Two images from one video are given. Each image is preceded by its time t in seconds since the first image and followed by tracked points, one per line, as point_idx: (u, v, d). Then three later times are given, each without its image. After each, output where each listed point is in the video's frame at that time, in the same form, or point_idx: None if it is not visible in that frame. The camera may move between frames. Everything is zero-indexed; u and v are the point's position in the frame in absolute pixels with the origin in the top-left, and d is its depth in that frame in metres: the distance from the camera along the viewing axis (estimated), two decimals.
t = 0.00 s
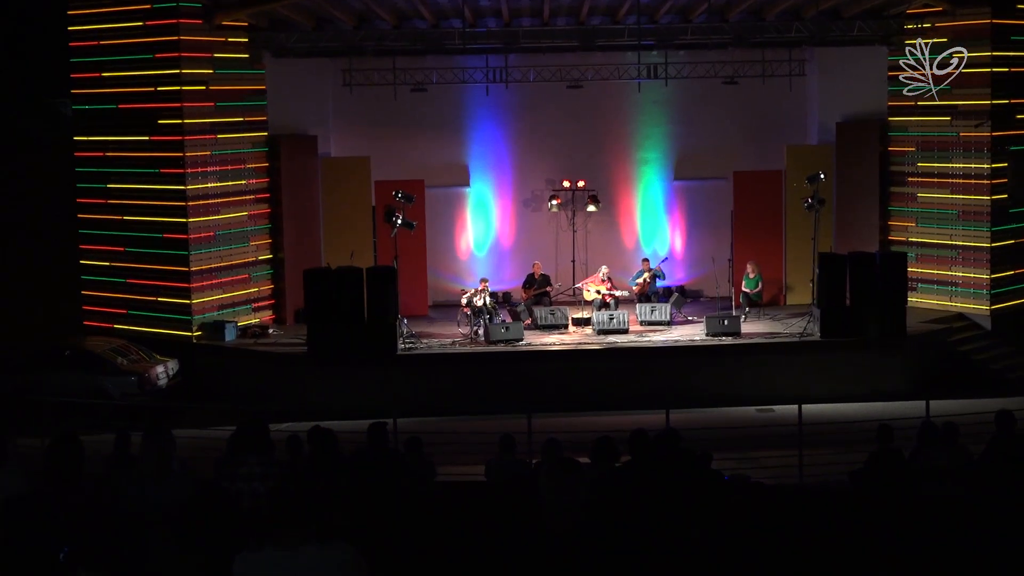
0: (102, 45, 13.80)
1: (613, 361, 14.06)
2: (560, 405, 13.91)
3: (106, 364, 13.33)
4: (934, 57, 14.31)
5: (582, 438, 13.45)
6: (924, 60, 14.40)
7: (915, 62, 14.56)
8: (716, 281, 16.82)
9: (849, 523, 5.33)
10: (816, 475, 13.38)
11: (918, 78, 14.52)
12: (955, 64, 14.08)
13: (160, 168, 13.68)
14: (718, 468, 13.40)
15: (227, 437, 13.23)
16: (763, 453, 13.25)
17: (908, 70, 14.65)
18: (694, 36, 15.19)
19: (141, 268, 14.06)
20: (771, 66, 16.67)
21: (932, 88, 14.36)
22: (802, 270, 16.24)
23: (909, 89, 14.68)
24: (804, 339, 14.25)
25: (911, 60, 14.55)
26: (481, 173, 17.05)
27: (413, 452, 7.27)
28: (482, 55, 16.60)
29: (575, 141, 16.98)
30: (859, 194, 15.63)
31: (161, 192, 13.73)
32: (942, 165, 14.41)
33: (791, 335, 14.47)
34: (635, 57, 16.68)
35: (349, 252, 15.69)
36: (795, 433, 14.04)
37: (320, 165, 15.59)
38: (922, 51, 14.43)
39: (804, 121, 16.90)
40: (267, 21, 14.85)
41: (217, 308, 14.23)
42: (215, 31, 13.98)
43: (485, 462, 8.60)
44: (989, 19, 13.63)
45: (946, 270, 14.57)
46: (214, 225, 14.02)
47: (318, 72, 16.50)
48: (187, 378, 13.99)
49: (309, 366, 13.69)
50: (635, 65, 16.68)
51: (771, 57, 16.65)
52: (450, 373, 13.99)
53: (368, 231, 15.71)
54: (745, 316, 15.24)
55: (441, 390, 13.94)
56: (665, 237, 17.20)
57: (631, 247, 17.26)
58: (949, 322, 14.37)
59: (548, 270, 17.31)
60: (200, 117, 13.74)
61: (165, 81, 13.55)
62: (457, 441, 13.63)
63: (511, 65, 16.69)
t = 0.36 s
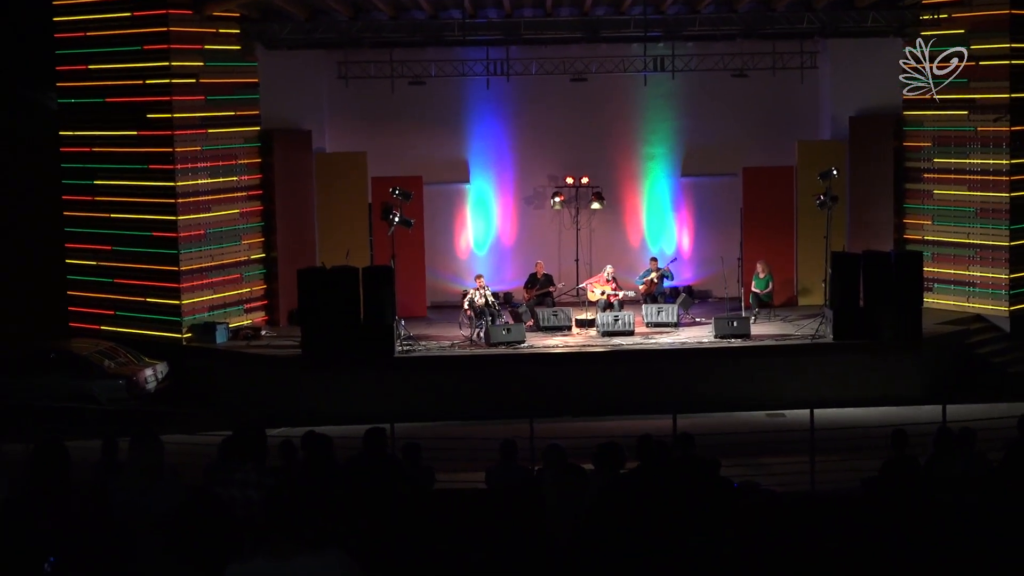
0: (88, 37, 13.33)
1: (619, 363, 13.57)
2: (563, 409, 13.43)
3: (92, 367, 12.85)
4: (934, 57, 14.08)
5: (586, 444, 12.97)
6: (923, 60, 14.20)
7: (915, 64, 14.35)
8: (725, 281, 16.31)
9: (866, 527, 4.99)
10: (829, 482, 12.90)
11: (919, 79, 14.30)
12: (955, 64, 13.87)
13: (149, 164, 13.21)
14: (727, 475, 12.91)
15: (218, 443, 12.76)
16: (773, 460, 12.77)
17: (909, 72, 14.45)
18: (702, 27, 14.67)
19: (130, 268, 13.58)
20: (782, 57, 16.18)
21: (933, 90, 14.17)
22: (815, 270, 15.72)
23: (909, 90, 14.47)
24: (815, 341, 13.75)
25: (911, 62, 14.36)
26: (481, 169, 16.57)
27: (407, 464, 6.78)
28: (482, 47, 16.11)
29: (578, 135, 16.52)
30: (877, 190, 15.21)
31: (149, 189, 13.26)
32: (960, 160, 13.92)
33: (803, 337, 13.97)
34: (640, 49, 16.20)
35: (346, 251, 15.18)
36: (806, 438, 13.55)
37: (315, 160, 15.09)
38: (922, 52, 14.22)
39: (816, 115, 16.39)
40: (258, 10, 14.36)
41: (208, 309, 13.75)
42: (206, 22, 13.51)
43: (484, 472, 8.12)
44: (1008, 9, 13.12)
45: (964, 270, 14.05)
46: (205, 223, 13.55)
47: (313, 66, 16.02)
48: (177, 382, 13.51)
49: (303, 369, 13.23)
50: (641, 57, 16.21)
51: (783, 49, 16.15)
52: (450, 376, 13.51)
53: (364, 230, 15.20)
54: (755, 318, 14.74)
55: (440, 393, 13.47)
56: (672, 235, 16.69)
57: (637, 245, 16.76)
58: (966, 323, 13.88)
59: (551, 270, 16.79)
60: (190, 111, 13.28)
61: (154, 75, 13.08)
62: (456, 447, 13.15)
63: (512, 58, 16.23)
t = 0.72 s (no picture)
0: (73, 28, 12.86)
1: (622, 367, 13.08)
2: (566, 414, 12.94)
3: (76, 370, 12.38)
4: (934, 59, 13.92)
5: (590, 449, 12.49)
6: (923, 60, 14.03)
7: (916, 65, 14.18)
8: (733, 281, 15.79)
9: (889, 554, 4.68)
10: (842, 489, 12.41)
11: (919, 79, 14.11)
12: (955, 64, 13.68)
13: (135, 160, 12.73)
14: (735, 482, 12.44)
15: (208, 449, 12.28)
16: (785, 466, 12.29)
17: (909, 73, 14.28)
18: (709, 17, 14.15)
19: (115, 267, 13.11)
20: (793, 50, 15.66)
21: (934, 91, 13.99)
22: (825, 271, 15.21)
23: (909, 90, 14.27)
24: (827, 343, 13.25)
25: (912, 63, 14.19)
26: (480, 166, 16.09)
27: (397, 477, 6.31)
28: (481, 38, 15.63)
29: (580, 130, 16.05)
30: (891, 186, 14.47)
31: (135, 186, 12.78)
32: (977, 156, 13.56)
33: (814, 339, 13.46)
34: (645, 40, 15.72)
35: (339, 250, 14.68)
36: (817, 444, 13.07)
37: (309, 157, 14.60)
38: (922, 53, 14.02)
39: (827, 109, 15.91)
40: None
41: (196, 310, 13.27)
42: (194, 12, 13.02)
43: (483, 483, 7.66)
44: None
45: (980, 270, 13.70)
46: (193, 221, 13.07)
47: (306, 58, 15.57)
48: (164, 385, 13.05)
49: (297, 371, 12.77)
50: (645, 49, 15.74)
51: (793, 41, 15.65)
52: (448, 380, 13.03)
53: (359, 227, 14.68)
54: (764, 319, 14.25)
55: (437, 397, 13.03)
56: (677, 233, 16.23)
57: (642, 244, 16.29)
58: (983, 325, 13.43)
59: (552, 269, 16.32)
60: (178, 105, 12.80)
61: (141, 67, 12.61)
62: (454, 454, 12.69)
63: (512, 49, 15.74)
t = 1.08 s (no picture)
0: (54, 18, 12.40)
1: (624, 370, 12.63)
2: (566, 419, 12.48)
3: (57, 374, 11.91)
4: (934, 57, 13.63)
5: (591, 456, 12.04)
6: (924, 60, 13.74)
7: (915, 64, 13.83)
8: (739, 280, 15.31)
9: None
10: (853, 496, 11.96)
11: (917, 78, 13.81)
12: (955, 64, 13.43)
13: (119, 156, 12.29)
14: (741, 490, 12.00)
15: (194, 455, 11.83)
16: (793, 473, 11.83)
17: (909, 72, 13.93)
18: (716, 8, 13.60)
19: (98, 267, 12.66)
20: (801, 42, 15.22)
21: (934, 90, 13.71)
22: (835, 272, 14.66)
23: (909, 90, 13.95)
24: (836, 345, 12.78)
25: (911, 62, 13.84)
26: (477, 161, 15.64)
27: (385, 490, 5.87)
28: (478, 30, 15.18)
29: (581, 125, 15.60)
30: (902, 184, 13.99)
31: (119, 182, 12.33)
32: (992, 151, 13.17)
33: (822, 341, 12.99)
34: (648, 32, 15.28)
35: (331, 249, 14.20)
36: (826, 450, 12.62)
37: (299, 152, 14.11)
38: (922, 51, 13.76)
39: (836, 103, 15.45)
40: None
41: (182, 311, 12.81)
42: (180, 2, 12.57)
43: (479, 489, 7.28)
44: None
45: (995, 269, 13.33)
46: (179, 219, 12.62)
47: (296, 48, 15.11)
48: (149, 389, 12.59)
49: (287, 374, 12.32)
50: (648, 40, 15.28)
51: (801, 32, 15.19)
52: (443, 384, 12.58)
53: (351, 226, 14.17)
54: (771, 321, 13.78)
55: (432, 401, 12.59)
56: (681, 231, 15.77)
57: (644, 243, 15.85)
58: (997, 326, 13.02)
59: (552, 269, 15.87)
60: (164, 98, 12.35)
61: (125, 59, 12.16)
62: (450, 460, 12.26)
63: (510, 41, 15.31)
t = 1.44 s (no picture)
0: (35, 8, 11.95)
1: (627, 374, 12.18)
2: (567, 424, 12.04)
3: (39, 378, 11.41)
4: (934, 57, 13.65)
5: (593, 462, 11.61)
6: (924, 60, 13.83)
7: (916, 65, 13.85)
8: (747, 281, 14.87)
9: None
10: (866, 504, 11.52)
11: (919, 78, 13.74)
12: (955, 63, 13.30)
13: (103, 151, 11.85)
14: (749, 498, 11.57)
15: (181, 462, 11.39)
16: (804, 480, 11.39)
17: (909, 73, 13.90)
18: None
19: (81, 267, 12.22)
20: (811, 33, 14.75)
21: (934, 88, 13.57)
22: (846, 270, 14.31)
23: (908, 89, 13.81)
24: (847, 347, 12.32)
25: (911, 62, 13.89)
26: (475, 157, 15.19)
27: (369, 510, 5.44)
28: (475, 20, 14.73)
29: (582, 119, 15.15)
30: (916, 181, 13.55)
31: (104, 178, 11.89)
32: (1010, 146, 12.84)
33: (832, 344, 12.52)
34: (651, 22, 14.83)
35: (323, 248, 13.75)
36: (836, 456, 12.19)
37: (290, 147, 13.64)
38: (922, 52, 13.89)
39: (847, 96, 14.99)
40: None
41: (168, 312, 12.37)
42: None
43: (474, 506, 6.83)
44: None
45: (1012, 269, 12.93)
46: (165, 216, 12.18)
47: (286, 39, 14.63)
48: (134, 393, 12.15)
49: (277, 378, 11.88)
50: (652, 31, 14.84)
51: (811, 23, 14.74)
52: (440, 387, 12.14)
53: (344, 224, 13.65)
54: (779, 322, 13.32)
55: (428, 405, 12.17)
56: (685, 230, 15.32)
57: (648, 242, 15.40)
58: (1013, 328, 12.62)
59: (552, 268, 15.43)
60: (149, 91, 11.90)
61: (109, 50, 11.71)
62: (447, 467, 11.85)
63: (509, 32, 14.87)
